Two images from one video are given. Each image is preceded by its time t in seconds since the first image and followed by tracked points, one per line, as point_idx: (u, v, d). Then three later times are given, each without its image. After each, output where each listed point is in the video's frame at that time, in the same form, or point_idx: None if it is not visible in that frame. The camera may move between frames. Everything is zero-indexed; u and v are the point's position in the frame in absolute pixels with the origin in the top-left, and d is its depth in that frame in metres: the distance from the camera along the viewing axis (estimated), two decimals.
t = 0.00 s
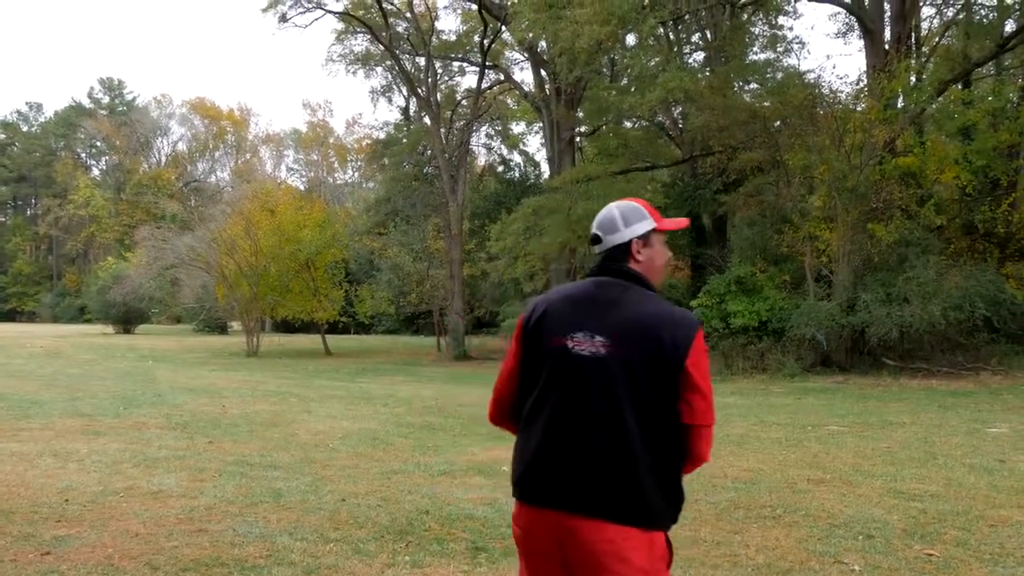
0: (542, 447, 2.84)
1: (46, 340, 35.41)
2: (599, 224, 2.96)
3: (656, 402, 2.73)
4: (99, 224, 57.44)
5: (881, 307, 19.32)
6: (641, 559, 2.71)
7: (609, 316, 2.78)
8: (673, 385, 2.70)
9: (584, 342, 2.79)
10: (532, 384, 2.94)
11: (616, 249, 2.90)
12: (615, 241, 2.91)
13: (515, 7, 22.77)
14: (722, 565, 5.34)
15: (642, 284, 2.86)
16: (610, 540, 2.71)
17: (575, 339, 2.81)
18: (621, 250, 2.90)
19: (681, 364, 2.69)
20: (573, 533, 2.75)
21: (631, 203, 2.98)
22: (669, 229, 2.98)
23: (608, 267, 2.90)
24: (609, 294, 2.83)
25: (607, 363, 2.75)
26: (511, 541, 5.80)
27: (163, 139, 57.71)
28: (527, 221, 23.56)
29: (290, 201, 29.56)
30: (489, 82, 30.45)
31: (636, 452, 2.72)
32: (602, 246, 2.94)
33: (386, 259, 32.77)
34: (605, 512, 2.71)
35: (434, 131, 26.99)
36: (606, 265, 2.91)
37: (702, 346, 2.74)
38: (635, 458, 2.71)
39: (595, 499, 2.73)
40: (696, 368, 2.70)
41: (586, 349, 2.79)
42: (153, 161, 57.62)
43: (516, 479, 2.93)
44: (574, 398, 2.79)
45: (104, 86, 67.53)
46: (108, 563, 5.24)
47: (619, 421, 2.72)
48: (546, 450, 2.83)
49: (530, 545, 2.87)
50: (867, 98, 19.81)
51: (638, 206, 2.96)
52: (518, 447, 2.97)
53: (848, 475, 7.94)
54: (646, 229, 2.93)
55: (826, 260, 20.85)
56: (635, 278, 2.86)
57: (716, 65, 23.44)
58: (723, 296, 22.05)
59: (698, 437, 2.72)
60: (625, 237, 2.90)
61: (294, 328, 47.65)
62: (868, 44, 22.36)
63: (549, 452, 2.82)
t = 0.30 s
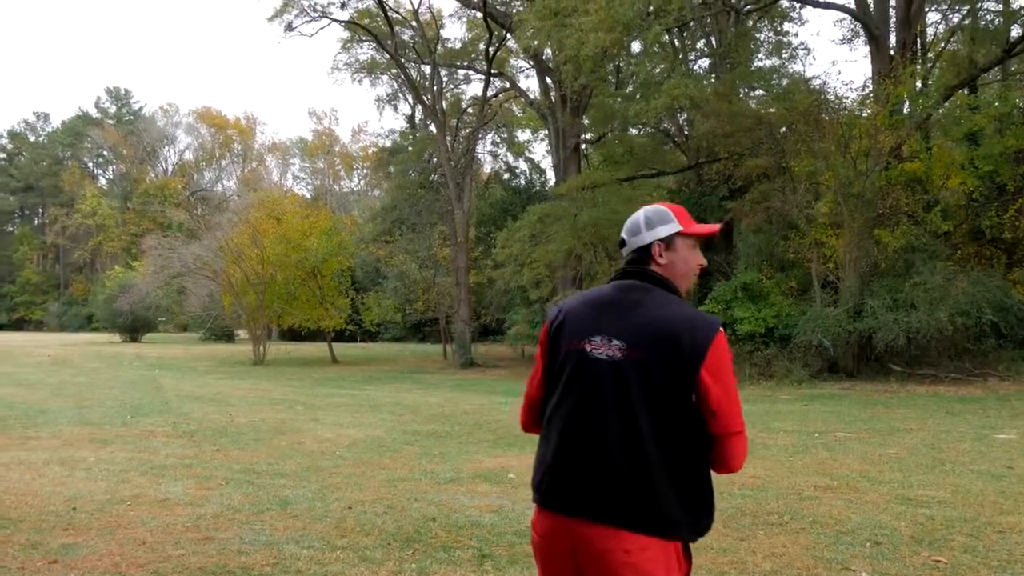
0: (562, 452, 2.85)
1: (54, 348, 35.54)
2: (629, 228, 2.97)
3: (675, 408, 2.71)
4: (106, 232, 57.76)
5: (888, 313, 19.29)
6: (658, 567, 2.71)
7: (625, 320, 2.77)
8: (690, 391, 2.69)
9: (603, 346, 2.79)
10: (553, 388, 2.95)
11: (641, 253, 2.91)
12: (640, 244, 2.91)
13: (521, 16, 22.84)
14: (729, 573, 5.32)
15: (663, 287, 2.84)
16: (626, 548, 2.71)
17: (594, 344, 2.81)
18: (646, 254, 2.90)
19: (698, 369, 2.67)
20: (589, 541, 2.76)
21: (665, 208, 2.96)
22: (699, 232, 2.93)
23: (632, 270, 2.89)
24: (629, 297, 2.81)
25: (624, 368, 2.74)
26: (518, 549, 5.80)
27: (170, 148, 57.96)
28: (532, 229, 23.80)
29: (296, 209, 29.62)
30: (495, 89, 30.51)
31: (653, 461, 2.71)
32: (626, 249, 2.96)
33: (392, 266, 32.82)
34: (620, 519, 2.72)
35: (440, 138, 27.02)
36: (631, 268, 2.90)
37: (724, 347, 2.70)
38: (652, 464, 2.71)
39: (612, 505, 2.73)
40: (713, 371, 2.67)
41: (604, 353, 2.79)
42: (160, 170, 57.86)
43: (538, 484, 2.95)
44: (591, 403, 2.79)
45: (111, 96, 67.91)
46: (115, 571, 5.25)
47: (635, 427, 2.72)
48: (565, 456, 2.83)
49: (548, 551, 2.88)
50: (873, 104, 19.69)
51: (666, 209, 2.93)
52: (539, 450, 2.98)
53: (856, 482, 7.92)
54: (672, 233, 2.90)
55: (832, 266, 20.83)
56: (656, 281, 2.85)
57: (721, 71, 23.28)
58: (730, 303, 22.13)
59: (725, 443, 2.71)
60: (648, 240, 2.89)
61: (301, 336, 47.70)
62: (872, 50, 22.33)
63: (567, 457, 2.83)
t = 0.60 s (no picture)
0: (544, 461, 2.89)
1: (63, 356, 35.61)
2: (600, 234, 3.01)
3: (650, 412, 2.75)
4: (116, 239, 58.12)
5: (897, 317, 19.36)
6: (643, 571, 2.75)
7: (598, 328, 2.80)
8: (663, 395, 2.72)
9: (577, 356, 2.82)
10: (535, 398, 2.99)
11: (609, 260, 2.94)
12: (608, 250, 2.95)
13: (529, 21, 22.92)
14: None
15: (635, 291, 2.87)
16: (611, 555, 2.75)
17: (569, 353, 2.84)
18: (614, 259, 2.94)
19: (670, 372, 2.70)
20: (575, 548, 2.80)
21: (631, 210, 3.00)
22: (668, 231, 2.97)
23: (603, 276, 2.93)
24: (601, 304, 2.85)
25: (598, 374, 2.77)
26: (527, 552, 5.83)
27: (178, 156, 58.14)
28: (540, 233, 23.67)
29: (305, 216, 29.60)
30: (502, 94, 30.53)
31: (632, 467, 2.75)
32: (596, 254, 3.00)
33: (401, 272, 32.90)
34: (605, 524, 2.76)
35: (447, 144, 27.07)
36: (603, 275, 2.93)
37: (696, 348, 2.72)
38: (633, 469, 2.74)
39: (594, 512, 2.77)
40: (685, 374, 2.70)
41: (578, 362, 2.82)
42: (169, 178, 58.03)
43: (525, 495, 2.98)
44: (569, 412, 2.82)
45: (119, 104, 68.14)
46: None
47: (612, 433, 2.75)
48: (547, 465, 2.87)
49: (537, 560, 2.91)
50: (880, 107, 19.81)
51: (631, 213, 2.97)
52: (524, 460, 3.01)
53: (866, 486, 7.90)
54: (639, 234, 2.93)
55: (841, 270, 20.70)
56: (625, 285, 2.88)
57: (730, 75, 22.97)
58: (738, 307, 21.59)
59: (703, 444, 2.74)
60: (616, 245, 2.93)
61: (309, 343, 47.72)
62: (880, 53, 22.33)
63: (549, 467, 2.87)
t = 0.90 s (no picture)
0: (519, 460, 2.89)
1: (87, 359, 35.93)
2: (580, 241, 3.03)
3: (618, 410, 2.70)
4: (139, 243, 58.53)
5: (920, 320, 19.18)
6: (612, 570, 2.69)
7: (569, 327, 2.80)
8: (630, 391, 2.68)
9: (548, 355, 2.82)
10: (514, 398, 3.00)
11: (583, 263, 2.95)
12: (582, 254, 2.95)
13: (548, 24, 22.77)
14: None
15: (610, 292, 2.87)
16: (581, 553, 2.71)
17: (541, 353, 2.85)
18: (587, 263, 2.94)
19: (636, 369, 2.65)
20: (545, 547, 2.78)
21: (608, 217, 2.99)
22: (642, 235, 2.94)
23: (580, 278, 2.93)
24: (574, 305, 2.85)
25: (566, 373, 2.76)
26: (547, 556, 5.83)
27: (200, 160, 58.39)
28: (559, 236, 23.62)
29: (326, 220, 29.80)
30: (522, 97, 30.51)
31: (600, 464, 2.71)
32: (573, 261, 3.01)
33: (421, 275, 32.99)
34: (574, 522, 2.73)
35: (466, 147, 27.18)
36: (579, 277, 2.94)
37: (662, 346, 2.67)
38: (601, 467, 2.71)
39: (564, 510, 2.75)
40: (651, 370, 2.65)
41: (550, 361, 2.81)
42: (190, 182, 58.32)
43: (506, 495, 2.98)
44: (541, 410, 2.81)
45: (141, 108, 68.67)
46: None
47: (580, 431, 2.74)
48: (522, 463, 2.87)
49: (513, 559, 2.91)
50: (902, 108, 19.60)
51: (606, 219, 2.97)
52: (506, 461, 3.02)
53: (889, 491, 7.83)
54: (613, 240, 2.92)
55: (863, 273, 20.58)
56: (599, 286, 2.87)
57: (750, 78, 23.23)
58: (760, 310, 21.73)
59: (673, 441, 2.68)
60: (588, 251, 2.93)
61: (330, 346, 47.83)
62: (902, 54, 22.08)
63: (524, 466, 2.86)
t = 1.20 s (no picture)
0: (542, 464, 2.86)
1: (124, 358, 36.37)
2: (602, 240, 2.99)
3: (637, 412, 2.65)
4: (176, 245, 59.29)
5: (960, 325, 18.90)
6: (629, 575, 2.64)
7: (590, 328, 2.77)
8: (648, 392, 2.62)
9: (570, 357, 2.80)
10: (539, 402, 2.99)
11: (603, 265, 2.92)
12: (602, 256, 2.91)
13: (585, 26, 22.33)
14: None
15: (632, 293, 2.82)
16: (597, 555, 2.67)
17: (563, 355, 2.82)
18: (607, 265, 2.90)
19: (654, 369, 2.60)
20: (565, 550, 2.74)
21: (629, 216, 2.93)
22: (661, 234, 2.89)
23: (602, 278, 2.90)
24: (594, 306, 2.83)
25: (586, 374, 2.73)
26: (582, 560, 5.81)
27: (237, 162, 58.74)
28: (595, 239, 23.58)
29: (362, 221, 29.90)
30: (557, 100, 30.50)
31: (619, 468, 2.66)
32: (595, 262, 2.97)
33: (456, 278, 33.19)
34: (593, 525, 2.68)
35: (502, 149, 27.44)
36: (603, 278, 2.91)
37: (683, 346, 2.62)
38: (618, 470, 2.66)
39: (583, 512, 2.70)
40: (670, 370, 2.59)
41: (571, 364, 2.79)
42: (227, 184, 58.79)
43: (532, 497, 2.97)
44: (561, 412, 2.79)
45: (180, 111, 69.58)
46: None
47: (599, 434, 2.70)
48: (544, 465, 2.85)
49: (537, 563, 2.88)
50: (942, 111, 19.17)
51: (625, 219, 2.91)
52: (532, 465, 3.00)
53: (927, 498, 7.75)
54: (632, 241, 2.88)
55: (901, 277, 20.24)
56: (622, 288, 2.83)
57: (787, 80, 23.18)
58: (796, 315, 21.89)
59: (696, 444, 2.61)
60: (608, 253, 2.89)
61: (365, 347, 48.05)
62: (941, 56, 21.82)
63: (546, 468, 2.84)
